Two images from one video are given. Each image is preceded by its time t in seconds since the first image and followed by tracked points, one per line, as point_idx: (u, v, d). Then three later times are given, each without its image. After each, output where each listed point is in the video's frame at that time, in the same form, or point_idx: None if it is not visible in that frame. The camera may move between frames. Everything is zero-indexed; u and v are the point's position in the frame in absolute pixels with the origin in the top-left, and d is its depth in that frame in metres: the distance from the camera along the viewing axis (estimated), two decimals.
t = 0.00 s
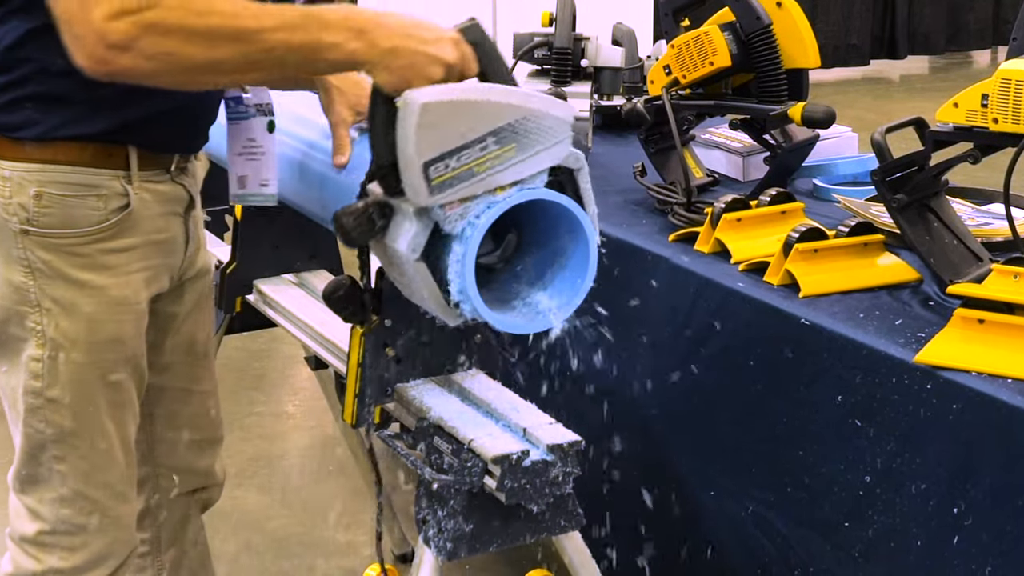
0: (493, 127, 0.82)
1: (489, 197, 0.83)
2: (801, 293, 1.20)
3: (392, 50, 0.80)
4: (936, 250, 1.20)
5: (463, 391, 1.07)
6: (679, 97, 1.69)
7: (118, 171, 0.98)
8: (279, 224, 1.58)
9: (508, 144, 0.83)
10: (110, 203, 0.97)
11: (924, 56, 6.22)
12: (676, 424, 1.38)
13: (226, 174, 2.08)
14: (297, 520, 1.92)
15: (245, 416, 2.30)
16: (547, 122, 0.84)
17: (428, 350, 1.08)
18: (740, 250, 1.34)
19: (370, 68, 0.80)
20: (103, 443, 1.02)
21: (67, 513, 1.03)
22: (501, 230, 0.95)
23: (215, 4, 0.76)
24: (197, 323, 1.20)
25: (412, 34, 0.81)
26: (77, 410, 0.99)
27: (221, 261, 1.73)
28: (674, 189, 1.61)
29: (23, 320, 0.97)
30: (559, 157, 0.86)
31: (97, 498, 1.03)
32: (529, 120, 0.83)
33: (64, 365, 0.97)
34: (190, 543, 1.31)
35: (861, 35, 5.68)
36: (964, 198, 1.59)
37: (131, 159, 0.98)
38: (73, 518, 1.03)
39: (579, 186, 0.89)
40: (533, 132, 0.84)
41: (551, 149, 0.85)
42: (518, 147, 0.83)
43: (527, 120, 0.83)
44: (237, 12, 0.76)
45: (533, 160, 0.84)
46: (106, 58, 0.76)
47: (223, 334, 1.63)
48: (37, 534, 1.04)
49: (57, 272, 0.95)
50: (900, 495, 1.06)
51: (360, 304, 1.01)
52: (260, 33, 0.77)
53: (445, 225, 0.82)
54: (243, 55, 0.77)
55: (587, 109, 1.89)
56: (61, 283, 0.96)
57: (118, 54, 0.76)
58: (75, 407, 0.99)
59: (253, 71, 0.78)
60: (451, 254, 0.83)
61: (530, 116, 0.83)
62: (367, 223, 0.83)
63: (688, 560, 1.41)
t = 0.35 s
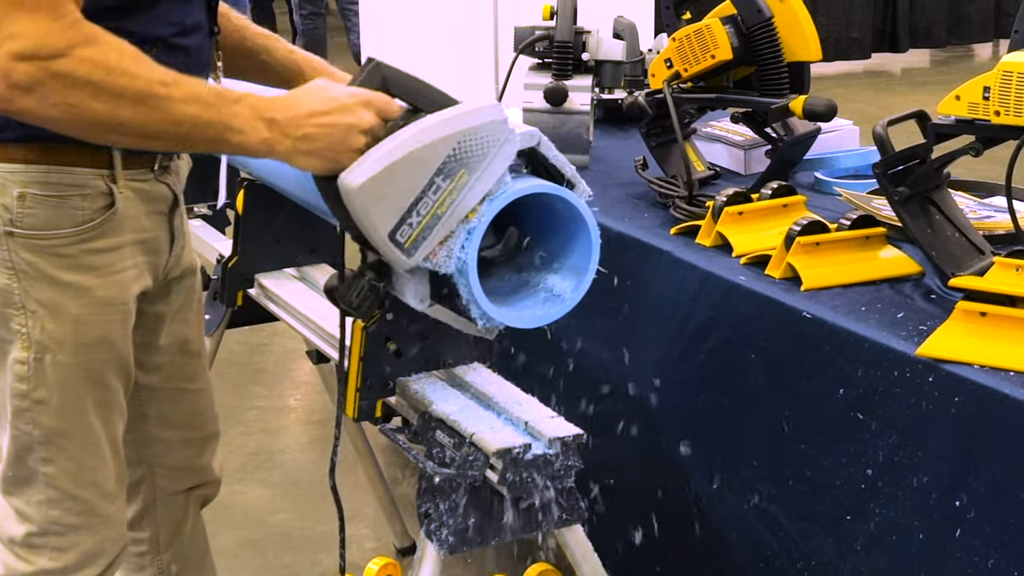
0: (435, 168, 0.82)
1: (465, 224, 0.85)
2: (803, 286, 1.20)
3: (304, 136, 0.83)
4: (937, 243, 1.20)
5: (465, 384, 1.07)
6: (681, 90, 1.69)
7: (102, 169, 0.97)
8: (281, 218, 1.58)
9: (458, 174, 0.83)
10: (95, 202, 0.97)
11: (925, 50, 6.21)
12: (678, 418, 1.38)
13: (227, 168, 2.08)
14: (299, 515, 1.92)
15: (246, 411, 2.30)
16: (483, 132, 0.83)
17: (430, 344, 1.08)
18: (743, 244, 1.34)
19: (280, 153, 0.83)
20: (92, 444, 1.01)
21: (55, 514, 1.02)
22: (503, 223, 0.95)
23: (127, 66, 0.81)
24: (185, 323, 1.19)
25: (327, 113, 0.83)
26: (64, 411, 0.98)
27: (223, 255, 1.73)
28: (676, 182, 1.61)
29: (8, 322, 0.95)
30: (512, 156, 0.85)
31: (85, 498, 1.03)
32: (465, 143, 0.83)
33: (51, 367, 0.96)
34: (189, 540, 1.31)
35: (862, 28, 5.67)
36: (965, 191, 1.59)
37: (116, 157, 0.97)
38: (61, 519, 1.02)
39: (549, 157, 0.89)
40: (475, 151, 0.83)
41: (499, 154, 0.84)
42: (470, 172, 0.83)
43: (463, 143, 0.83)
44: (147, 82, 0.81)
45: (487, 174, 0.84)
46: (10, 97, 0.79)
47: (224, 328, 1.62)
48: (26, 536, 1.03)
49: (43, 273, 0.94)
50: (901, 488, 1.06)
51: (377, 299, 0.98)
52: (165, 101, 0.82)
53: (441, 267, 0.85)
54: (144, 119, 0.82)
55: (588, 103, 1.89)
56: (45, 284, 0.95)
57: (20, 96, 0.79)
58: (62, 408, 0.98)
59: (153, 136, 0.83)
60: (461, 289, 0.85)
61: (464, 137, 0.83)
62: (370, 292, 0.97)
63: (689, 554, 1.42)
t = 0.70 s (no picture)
0: (430, 175, 0.83)
1: (465, 227, 0.85)
2: (807, 282, 1.20)
3: (296, 150, 0.85)
4: (941, 239, 1.20)
5: (468, 380, 1.07)
6: (684, 87, 1.68)
7: (94, 170, 0.96)
8: (284, 216, 1.58)
9: (455, 179, 0.83)
10: (88, 203, 0.96)
11: (929, 46, 6.20)
12: (682, 414, 1.38)
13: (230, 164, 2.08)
14: (302, 511, 1.92)
15: (250, 407, 2.31)
16: (476, 136, 0.84)
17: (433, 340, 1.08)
18: (746, 240, 1.34)
19: (272, 166, 0.86)
20: (86, 444, 1.02)
21: (50, 515, 1.03)
22: (506, 220, 0.96)
23: (118, 89, 0.83)
24: (175, 320, 1.20)
25: (317, 125, 0.84)
26: (58, 412, 0.99)
27: (227, 252, 1.74)
28: (680, 178, 1.61)
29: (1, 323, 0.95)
30: (507, 157, 0.85)
31: (79, 498, 1.03)
32: (458, 148, 0.83)
33: (44, 368, 0.97)
34: (193, 536, 1.31)
35: (866, 24, 5.65)
36: (969, 187, 1.59)
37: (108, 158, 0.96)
38: (56, 519, 1.03)
39: (544, 150, 0.89)
40: (467, 155, 0.83)
41: (495, 155, 0.84)
42: (466, 176, 0.84)
43: (455, 148, 0.83)
44: (138, 104, 0.84)
45: (483, 176, 0.84)
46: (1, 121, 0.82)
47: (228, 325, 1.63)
48: (21, 536, 1.03)
49: (36, 274, 0.94)
50: (905, 484, 1.06)
51: (383, 303, 1.01)
52: (155, 122, 0.85)
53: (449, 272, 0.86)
54: (137, 139, 0.85)
55: (591, 100, 1.89)
56: (39, 286, 0.95)
57: (11, 120, 0.82)
58: (57, 409, 0.99)
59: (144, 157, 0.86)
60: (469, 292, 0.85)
61: (456, 142, 0.83)
62: (377, 300, 0.99)
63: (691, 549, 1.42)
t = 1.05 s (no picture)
0: (461, 138, 0.82)
1: (478, 202, 0.84)
2: (809, 280, 1.20)
3: (342, 83, 0.82)
4: (942, 237, 1.20)
5: (469, 377, 1.07)
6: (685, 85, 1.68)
7: (96, 170, 0.97)
8: (286, 214, 1.58)
9: (483, 150, 0.83)
10: (88, 202, 0.97)
11: (931, 44, 6.20)
12: (683, 411, 1.38)
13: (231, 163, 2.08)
14: (304, 510, 1.93)
15: (251, 405, 2.30)
16: (513, 116, 0.84)
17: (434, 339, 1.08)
18: (748, 238, 1.34)
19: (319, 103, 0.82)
20: (84, 442, 1.01)
21: (51, 512, 1.02)
22: (508, 222, 0.96)
23: (161, 51, 0.79)
24: (182, 317, 1.19)
25: (361, 62, 0.82)
26: (58, 409, 0.98)
27: (228, 250, 1.74)
28: (681, 176, 1.61)
29: None
30: (537, 146, 0.85)
31: (80, 497, 1.03)
32: (494, 122, 0.83)
33: (43, 365, 0.96)
34: (197, 533, 1.31)
35: (868, 22, 5.65)
36: (971, 185, 1.59)
37: (109, 157, 0.98)
38: (57, 517, 1.03)
39: (569, 158, 0.88)
40: (500, 131, 0.83)
41: (526, 140, 0.84)
42: (493, 152, 0.83)
43: (492, 121, 0.83)
44: (184, 61, 0.79)
45: (509, 157, 0.84)
46: (52, 105, 0.78)
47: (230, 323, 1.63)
48: (23, 532, 1.02)
49: (34, 272, 0.94)
50: (907, 482, 1.06)
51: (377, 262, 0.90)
52: (203, 76, 0.80)
53: (449, 242, 0.84)
54: (187, 99, 0.80)
55: (592, 98, 1.89)
56: (38, 284, 0.94)
57: (63, 103, 0.78)
58: (57, 405, 0.98)
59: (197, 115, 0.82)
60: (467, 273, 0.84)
61: (493, 115, 0.83)
62: (370, 257, 0.89)
63: (693, 547, 1.42)
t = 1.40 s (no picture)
0: (523, 109, 0.81)
1: (509, 177, 0.82)
2: (811, 282, 1.20)
3: (436, 16, 0.79)
4: (944, 239, 1.20)
5: (471, 379, 1.08)
6: (687, 86, 1.69)
7: (118, 168, 0.97)
8: (288, 215, 1.59)
9: (535, 130, 0.82)
10: (110, 200, 0.96)
11: (932, 45, 6.19)
12: (685, 412, 1.38)
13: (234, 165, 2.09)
14: (307, 511, 1.93)
15: (253, 407, 2.31)
16: (573, 114, 0.84)
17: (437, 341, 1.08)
18: (750, 240, 1.34)
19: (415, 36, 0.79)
20: (101, 439, 1.00)
21: (65, 508, 1.01)
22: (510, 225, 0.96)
23: None
24: (195, 314, 1.20)
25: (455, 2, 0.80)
26: (75, 406, 0.97)
27: (231, 252, 1.74)
28: (682, 178, 1.61)
29: (22, 316, 0.94)
30: (581, 152, 0.85)
31: (95, 494, 1.02)
32: (555, 110, 0.83)
33: (62, 362, 0.95)
34: (201, 532, 1.32)
35: (870, 24, 5.65)
36: (972, 186, 1.59)
37: (131, 155, 0.97)
38: (72, 513, 1.02)
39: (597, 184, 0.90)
40: (557, 120, 0.83)
41: (573, 141, 0.84)
42: (544, 137, 0.83)
43: (554, 108, 0.83)
44: (295, 5, 0.75)
45: (555, 148, 0.83)
46: (175, 66, 0.76)
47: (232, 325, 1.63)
48: (36, 528, 1.02)
49: (57, 269, 0.93)
50: (908, 484, 1.06)
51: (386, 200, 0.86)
52: (312, 19, 0.75)
53: (464, 205, 0.82)
54: (300, 43, 0.77)
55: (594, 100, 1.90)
56: (62, 280, 0.94)
57: (185, 61, 0.76)
58: (75, 402, 0.97)
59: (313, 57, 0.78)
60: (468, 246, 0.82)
61: (557, 104, 0.83)
62: (383, 192, 0.85)
63: (695, 548, 1.42)
